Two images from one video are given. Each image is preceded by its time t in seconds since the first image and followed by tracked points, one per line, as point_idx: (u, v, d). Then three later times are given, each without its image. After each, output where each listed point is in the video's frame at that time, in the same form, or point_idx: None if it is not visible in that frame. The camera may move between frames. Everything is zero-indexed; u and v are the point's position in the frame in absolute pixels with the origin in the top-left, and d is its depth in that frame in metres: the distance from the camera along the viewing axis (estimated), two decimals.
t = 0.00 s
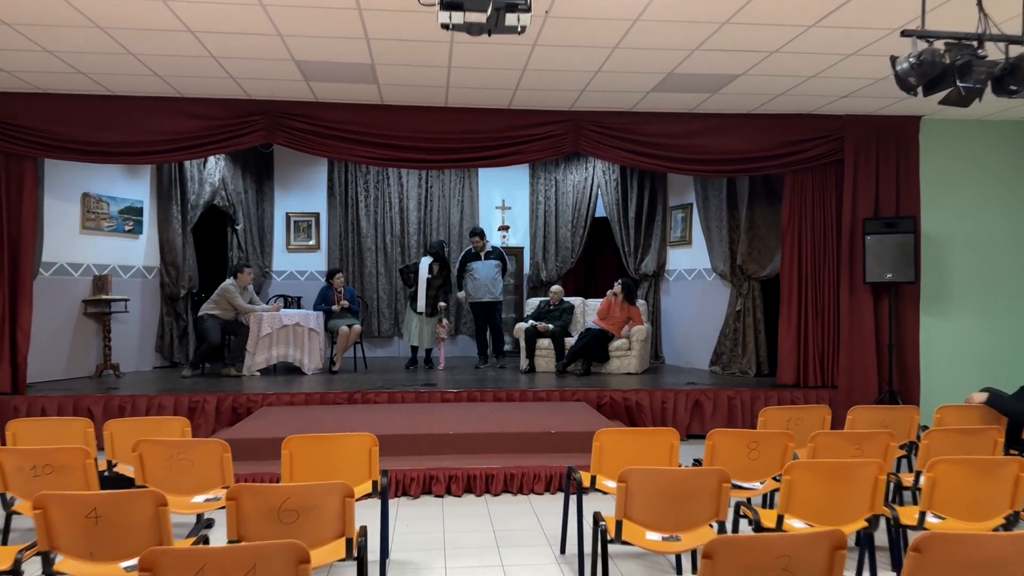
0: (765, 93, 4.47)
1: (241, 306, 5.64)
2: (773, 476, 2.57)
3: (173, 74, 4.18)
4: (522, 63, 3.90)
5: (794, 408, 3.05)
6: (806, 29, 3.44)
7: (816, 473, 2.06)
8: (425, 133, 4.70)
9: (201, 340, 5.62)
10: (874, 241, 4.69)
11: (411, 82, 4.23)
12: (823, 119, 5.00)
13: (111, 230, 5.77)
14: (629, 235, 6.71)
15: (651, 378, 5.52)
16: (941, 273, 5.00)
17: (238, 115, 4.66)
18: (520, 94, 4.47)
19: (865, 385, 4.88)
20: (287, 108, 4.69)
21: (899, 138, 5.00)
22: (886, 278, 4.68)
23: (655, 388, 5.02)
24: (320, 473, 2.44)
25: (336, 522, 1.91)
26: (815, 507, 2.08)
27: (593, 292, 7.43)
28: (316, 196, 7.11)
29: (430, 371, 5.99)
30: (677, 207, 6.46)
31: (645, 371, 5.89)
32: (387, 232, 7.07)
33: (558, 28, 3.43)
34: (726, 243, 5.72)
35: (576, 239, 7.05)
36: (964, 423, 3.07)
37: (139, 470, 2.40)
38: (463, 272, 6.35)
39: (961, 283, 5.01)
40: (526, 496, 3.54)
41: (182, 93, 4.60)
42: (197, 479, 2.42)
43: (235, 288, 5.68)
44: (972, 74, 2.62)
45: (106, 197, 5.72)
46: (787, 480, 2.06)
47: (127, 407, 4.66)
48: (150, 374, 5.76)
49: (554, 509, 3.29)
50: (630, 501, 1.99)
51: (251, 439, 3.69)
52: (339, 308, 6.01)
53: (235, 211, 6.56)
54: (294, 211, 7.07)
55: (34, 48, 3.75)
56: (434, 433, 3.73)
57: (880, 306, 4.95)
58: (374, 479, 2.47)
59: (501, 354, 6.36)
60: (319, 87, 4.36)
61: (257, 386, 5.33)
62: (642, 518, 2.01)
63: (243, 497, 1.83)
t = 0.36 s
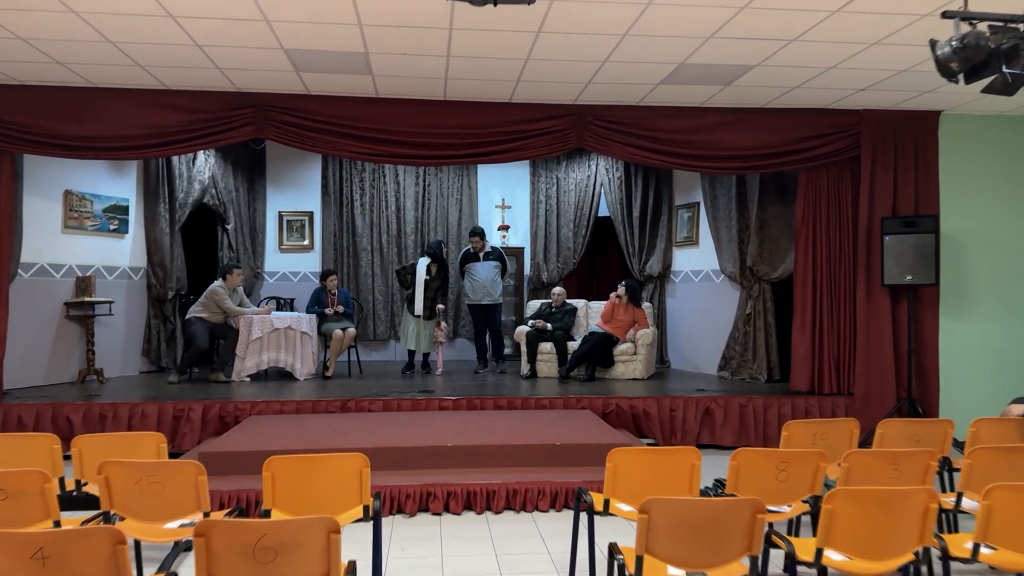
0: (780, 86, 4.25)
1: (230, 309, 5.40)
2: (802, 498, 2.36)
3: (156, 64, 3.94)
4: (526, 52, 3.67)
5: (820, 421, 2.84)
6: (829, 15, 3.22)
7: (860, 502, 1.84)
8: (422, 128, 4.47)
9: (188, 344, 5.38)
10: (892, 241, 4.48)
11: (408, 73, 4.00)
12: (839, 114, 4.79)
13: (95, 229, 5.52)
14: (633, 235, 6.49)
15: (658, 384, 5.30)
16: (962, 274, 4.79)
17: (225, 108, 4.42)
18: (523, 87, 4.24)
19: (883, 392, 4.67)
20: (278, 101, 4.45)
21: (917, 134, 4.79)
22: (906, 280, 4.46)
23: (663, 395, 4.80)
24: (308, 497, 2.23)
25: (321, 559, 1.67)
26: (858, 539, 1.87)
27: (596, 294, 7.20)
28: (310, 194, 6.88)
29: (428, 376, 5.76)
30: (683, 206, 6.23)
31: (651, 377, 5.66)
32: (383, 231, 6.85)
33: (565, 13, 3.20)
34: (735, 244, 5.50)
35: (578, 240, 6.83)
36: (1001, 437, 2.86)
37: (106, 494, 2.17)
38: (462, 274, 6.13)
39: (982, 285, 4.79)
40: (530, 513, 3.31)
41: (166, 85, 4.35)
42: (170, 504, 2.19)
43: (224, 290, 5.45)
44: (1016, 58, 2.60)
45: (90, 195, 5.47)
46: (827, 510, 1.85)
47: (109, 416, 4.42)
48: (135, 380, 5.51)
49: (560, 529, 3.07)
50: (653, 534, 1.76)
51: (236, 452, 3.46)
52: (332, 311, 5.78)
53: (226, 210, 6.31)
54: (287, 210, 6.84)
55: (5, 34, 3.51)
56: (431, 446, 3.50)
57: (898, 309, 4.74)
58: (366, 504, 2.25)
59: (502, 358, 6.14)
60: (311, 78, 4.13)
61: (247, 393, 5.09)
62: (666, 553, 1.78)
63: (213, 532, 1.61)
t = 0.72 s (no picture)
0: (797, 77, 4.04)
1: (221, 310, 5.20)
2: (836, 519, 2.17)
3: (140, 53, 3.72)
4: (530, 39, 3.47)
5: (848, 433, 2.65)
6: None
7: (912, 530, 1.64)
8: (420, 122, 4.27)
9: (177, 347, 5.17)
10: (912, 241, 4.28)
11: (405, 63, 3.80)
12: (855, 108, 4.59)
13: (80, 228, 5.30)
14: (638, 235, 6.28)
15: (665, 390, 5.09)
16: (984, 275, 4.58)
17: (214, 101, 4.20)
18: (526, 78, 4.04)
19: (902, 398, 4.47)
20: (268, 93, 4.24)
21: (938, 128, 4.59)
22: (926, 281, 4.27)
23: (673, 401, 4.59)
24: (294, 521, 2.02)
25: None
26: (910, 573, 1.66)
27: (599, 296, 6.99)
28: (305, 192, 6.67)
29: (426, 381, 5.54)
30: (690, 204, 5.99)
31: (658, 381, 5.45)
32: (381, 231, 6.64)
33: None
34: (745, 244, 5.31)
35: (582, 239, 6.63)
36: None
37: (70, 518, 1.96)
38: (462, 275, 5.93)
39: (1005, 286, 4.59)
40: (534, 530, 3.11)
41: (151, 76, 4.14)
42: (142, 529, 1.99)
43: (214, 291, 5.23)
44: None
45: (74, 192, 5.25)
46: (873, 538, 1.65)
47: (91, 423, 4.20)
48: (122, 385, 5.30)
49: (569, 548, 2.86)
50: (679, 567, 1.57)
51: (223, 464, 3.26)
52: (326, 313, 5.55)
53: (218, 208, 6.11)
54: (282, 208, 6.63)
55: None
56: (430, 457, 3.30)
57: (918, 311, 4.54)
58: (356, 529, 2.03)
59: (503, 362, 5.93)
60: (303, 68, 3.93)
61: (239, 399, 4.89)
62: None
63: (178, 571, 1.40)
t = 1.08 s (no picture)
0: (816, 68, 3.83)
1: (210, 316, 4.97)
2: (882, 552, 1.95)
3: (120, 42, 3.50)
4: (535, 27, 3.25)
5: (886, 452, 2.43)
6: None
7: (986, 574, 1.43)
8: (418, 116, 4.04)
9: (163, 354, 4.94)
10: (937, 243, 4.06)
11: (402, 53, 3.58)
12: (875, 103, 4.37)
13: (63, 229, 5.06)
14: (644, 237, 6.06)
15: (675, 399, 4.86)
16: (1011, 279, 4.36)
17: (201, 94, 3.98)
18: (530, 70, 3.82)
19: (925, 408, 4.24)
20: (258, 86, 4.02)
21: (962, 124, 4.37)
22: (953, 285, 4.05)
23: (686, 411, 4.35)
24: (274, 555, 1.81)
25: None
26: None
27: (604, 300, 6.76)
28: (300, 192, 6.45)
29: (425, 389, 5.31)
30: (699, 205, 5.77)
31: (667, 389, 5.21)
32: (378, 232, 6.42)
33: None
34: (758, 246, 5.10)
35: (586, 241, 6.40)
36: None
37: (20, 554, 1.74)
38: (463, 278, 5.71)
39: None
40: (540, 554, 2.88)
41: (134, 69, 3.91)
42: (101, 565, 1.76)
43: (202, 294, 5.00)
44: None
45: (57, 191, 5.02)
46: None
47: (69, 435, 3.96)
48: (106, 393, 5.06)
49: None
50: None
51: (205, 482, 3.02)
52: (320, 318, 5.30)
53: (209, 209, 5.89)
54: (276, 209, 6.41)
55: None
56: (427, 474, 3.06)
57: (942, 316, 4.31)
58: (345, 564, 1.81)
59: (506, 369, 5.71)
60: (294, 59, 3.70)
61: (229, 409, 4.65)
62: None
63: None
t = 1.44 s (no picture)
0: (837, 55, 3.61)
1: (198, 318, 4.74)
2: None
3: (98, 26, 3.28)
4: (541, 9, 3.04)
5: (929, 467, 2.21)
6: None
7: None
8: (415, 107, 3.83)
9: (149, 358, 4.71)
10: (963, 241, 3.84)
11: (398, 38, 3.37)
12: (896, 94, 4.16)
13: (45, 227, 4.83)
14: (650, 236, 5.84)
15: (685, 406, 4.62)
16: None
17: (186, 83, 3.76)
18: (534, 57, 3.60)
19: (952, 416, 4.01)
20: (246, 75, 3.81)
21: (988, 116, 4.15)
22: (981, 286, 3.82)
23: (698, 419, 4.12)
24: None
25: None
26: None
27: (608, 302, 6.53)
28: (294, 191, 6.24)
29: (423, 395, 5.08)
30: (708, 204, 5.55)
31: (676, 396, 4.98)
32: (375, 232, 6.20)
33: None
34: (772, 246, 4.89)
35: (590, 241, 6.19)
36: None
37: None
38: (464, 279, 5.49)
39: None
40: None
41: (115, 56, 3.70)
42: None
43: (190, 295, 4.77)
44: None
45: (38, 188, 4.78)
46: None
47: (45, 444, 3.72)
48: (89, 399, 4.82)
49: None
50: None
51: (183, 497, 2.78)
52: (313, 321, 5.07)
53: (199, 207, 5.68)
54: (269, 208, 6.20)
55: None
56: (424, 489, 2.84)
57: (968, 319, 4.09)
58: None
59: (508, 373, 5.49)
60: (284, 46, 3.49)
61: (217, 416, 4.43)
62: None
63: None
